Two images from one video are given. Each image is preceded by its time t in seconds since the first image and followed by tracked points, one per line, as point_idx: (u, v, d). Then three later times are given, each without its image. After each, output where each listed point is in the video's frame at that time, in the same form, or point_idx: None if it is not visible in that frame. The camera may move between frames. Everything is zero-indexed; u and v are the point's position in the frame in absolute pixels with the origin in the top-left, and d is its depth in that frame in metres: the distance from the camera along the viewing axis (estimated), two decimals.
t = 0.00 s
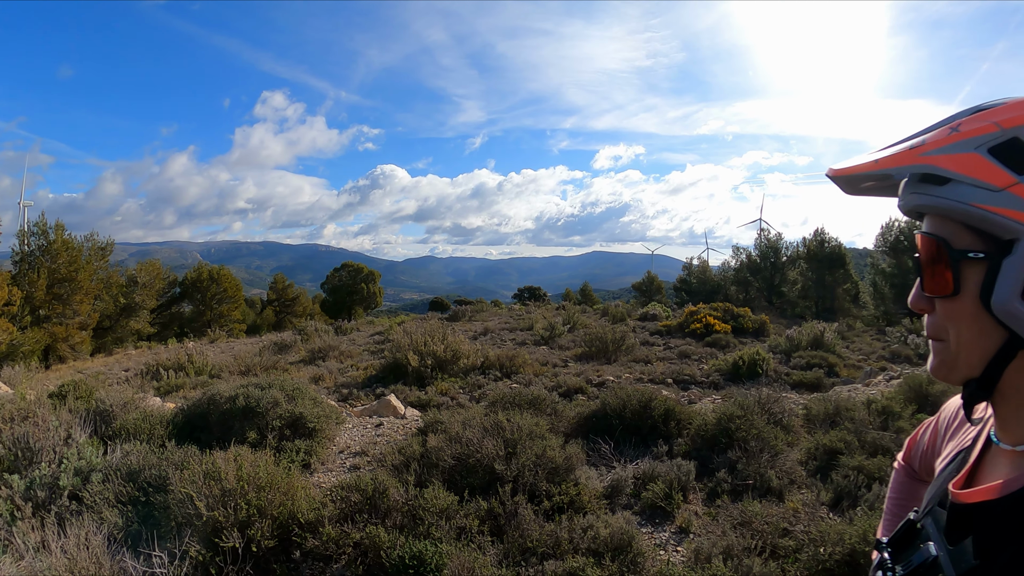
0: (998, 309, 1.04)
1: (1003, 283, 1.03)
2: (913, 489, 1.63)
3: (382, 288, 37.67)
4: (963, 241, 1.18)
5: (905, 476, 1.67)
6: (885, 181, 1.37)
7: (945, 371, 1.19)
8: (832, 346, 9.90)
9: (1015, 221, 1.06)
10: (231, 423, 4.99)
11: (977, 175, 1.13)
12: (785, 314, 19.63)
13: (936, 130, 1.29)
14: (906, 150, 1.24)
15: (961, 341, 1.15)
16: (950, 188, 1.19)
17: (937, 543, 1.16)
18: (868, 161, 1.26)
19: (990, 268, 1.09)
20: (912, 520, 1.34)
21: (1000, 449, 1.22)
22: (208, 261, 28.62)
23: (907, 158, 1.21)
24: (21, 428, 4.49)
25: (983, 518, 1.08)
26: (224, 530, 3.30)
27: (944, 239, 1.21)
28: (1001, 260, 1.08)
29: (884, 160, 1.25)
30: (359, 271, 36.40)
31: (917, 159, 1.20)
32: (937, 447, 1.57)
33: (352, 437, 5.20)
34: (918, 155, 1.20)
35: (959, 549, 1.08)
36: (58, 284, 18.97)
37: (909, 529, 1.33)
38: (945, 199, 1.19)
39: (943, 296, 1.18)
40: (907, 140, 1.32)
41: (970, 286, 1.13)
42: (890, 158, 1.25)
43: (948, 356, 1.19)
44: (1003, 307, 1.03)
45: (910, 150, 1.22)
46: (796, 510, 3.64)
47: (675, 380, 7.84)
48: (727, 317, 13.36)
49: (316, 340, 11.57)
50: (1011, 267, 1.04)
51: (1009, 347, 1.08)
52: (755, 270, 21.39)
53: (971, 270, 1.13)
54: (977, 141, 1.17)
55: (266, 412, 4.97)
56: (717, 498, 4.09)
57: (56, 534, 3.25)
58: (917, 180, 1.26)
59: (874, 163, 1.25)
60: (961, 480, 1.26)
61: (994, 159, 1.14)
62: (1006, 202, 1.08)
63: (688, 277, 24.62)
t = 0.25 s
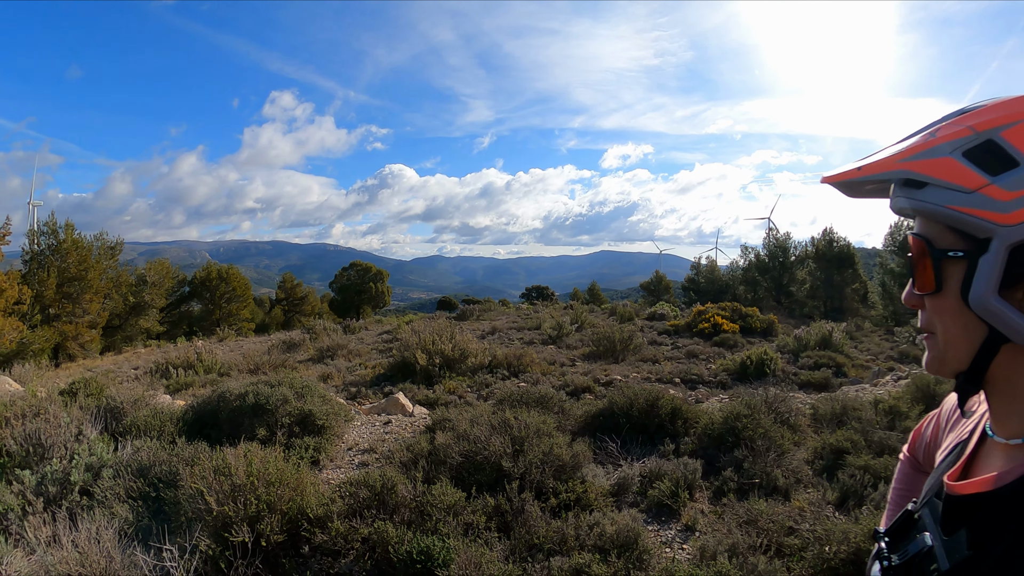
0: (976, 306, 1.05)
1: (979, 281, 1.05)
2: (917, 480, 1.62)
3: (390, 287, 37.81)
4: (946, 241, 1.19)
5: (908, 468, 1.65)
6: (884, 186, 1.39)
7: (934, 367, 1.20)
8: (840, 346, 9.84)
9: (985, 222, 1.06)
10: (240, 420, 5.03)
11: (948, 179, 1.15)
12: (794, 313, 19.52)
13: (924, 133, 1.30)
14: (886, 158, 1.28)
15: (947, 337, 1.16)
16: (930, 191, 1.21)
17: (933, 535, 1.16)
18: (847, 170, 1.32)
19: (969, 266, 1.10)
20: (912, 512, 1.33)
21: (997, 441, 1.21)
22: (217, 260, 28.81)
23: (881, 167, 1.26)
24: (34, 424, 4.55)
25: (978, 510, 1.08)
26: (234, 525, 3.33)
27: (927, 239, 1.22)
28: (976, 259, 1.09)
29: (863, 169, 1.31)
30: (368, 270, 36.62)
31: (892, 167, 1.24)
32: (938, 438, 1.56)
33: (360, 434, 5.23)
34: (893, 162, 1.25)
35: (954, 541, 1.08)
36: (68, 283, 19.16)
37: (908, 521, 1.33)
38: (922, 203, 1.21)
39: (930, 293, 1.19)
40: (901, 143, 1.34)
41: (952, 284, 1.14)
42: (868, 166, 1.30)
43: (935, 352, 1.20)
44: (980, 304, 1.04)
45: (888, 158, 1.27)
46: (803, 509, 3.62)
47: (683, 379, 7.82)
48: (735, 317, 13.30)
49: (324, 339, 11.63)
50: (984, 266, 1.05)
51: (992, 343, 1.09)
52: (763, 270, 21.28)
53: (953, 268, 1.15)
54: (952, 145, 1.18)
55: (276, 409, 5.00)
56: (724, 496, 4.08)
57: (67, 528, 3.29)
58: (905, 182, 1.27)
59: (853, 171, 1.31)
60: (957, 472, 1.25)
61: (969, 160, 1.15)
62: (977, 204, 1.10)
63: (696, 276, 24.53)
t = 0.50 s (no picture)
0: (971, 304, 1.05)
1: (973, 279, 1.04)
2: (919, 478, 1.60)
3: (397, 286, 37.92)
4: (940, 238, 1.18)
5: (911, 465, 1.64)
6: (882, 182, 1.37)
7: (931, 366, 1.19)
8: (848, 346, 9.78)
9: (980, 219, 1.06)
10: (248, 417, 5.06)
11: (941, 176, 1.14)
12: (802, 313, 19.43)
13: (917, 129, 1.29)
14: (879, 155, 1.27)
15: (943, 335, 1.15)
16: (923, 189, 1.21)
17: (930, 533, 1.16)
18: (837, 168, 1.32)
19: (964, 263, 1.10)
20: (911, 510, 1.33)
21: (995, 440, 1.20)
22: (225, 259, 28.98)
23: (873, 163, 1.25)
24: (43, 420, 4.59)
25: (972, 509, 1.08)
26: (240, 521, 3.34)
27: (921, 236, 1.21)
28: (970, 257, 1.08)
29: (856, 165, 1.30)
30: (375, 269, 36.78)
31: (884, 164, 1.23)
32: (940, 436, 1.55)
33: (366, 432, 5.25)
34: (885, 159, 1.24)
35: (950, 540, 1.08)
36: (77, 281, 19.34)
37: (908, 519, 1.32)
38: (916, 200, 1.20)
39: (925, 291, 1.19)
40: (895, 140, 1.33)
41: (947, 282, 1.14)
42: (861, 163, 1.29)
43: (932, 352, 1.19)
44: (975, 302, 1.04)
45: (879, 155, 1.26)
46: (807, 508, 3.61)
47: (689, 379, 7.80)
48: (742, 316, 13.24)
49: (331, 337, 11.68)
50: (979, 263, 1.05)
51: (989, 340, 1.08)
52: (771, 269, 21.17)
53: (948, 266, 1.14)
54: (946, 140, 1.16)
55: (282, 406, 5.03)
56: (729, 495, 4.06)
57: (74, 523, 3.32)
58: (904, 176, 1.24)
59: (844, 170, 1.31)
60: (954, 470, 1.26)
61: (962, 156, 1.14)
62: (972, 202, 1.09)
63: (704, 276, 24.46)
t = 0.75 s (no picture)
0: (970, 304, 1.05)
1: (971, 278, 1.04)
2: (920, 477, 1.60)
3: (403, 285, 38.00)
4: (938, 238, 1.18)
5: (911, 464, 1.64)
6: (879, 181, 1.36)
7: (930, 366, 1.20)
8: (855, 346, 9.73)
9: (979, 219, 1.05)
10: (254, 414, 5.09)
11: (940, 175, 1.12)
12: (809, 312, 19.34)
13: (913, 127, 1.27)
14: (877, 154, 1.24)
15: (942, 334, 1.15)
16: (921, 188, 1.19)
17: (924, 530, 1.16)
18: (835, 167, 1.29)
19: (962, 263, 1.10)
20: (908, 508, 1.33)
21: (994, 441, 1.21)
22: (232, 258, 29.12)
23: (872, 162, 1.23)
24: (52, 417, 4.63)
25: (967, 508, 1.08)
26: (246, 517, 3.36)
27: (919, 236, 1.20)
28: (969, 257, 1.08)
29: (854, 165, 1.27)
30: (382, 268, 36.89)
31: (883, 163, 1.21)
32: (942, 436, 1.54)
33: (372, 430, 5.26)
34: (883, 158, 1.22)
35: (942, 537, 1.09)
36: (85, 280, 19.49)
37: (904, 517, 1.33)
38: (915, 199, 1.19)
39: (923, 291, 1.19)
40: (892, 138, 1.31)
41: (945, 281, 1.14)
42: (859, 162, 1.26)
43: (931, 351, 1.19)
44: (973, 301, 1.04)
45: (877, 153, 1.24)
46: (812, 508, 3.60)
47: (695, 378, 7.78)
48: (749, 315, 13.18)
49: (338, 336, 11.72)
50: (977, 263, 1.05)
51: (987, 340, 1.08)
52: (778, 268, 21.05)
53: (946, 265, 1.14)
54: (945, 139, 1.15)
55: (289, 404, 5.06)
56: (734, 495, 4.06)
57: (82, 519, 3.35)
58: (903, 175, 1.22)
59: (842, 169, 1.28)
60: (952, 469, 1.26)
61: (961, 155, 1.13)
62: (971, 201, 1.08)
63: (711, 275, 24.38)
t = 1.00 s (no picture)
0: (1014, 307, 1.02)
1: (1016, 281, 1.01)
2: (921, 479, 1.58)
3: (409, 284, 38.07)
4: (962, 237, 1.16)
5: (915, 466, 1.62)
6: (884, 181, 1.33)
7: (952, 369, 1.16)
8: (861, 346, 9.68)
9: None
10: (261, 413, 5.11)
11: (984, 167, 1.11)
12: (815, 312, 19.26)
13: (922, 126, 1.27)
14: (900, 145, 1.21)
15: (968, 339, 1.12)
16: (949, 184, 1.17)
17: (923, 531, 1.16)
18: (861, 156, 1.20)
19: (999, 265, 1.07)
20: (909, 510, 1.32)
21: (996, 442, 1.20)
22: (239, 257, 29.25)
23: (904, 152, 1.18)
24: (60, 415, 4.67)
25: (965, 510, 1.08)
26: (252, 515, 3.37)
27: (945, 237, 1.19)
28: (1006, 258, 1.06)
29: (879, 154, 1.20)
30: (388, 267, 36.96)
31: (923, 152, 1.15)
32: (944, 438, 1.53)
33: (378, 428, 5.28)
34: (918, 148, 1.17)
35: (942, 538, 1.09)
36: (92, 279, 19.63)
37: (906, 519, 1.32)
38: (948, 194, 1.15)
39: (944, 295, 1.16)
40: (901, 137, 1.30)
41: (974, 284, 1.11)
42: (886, 152, 1.20)
43: (953, 356, 1.16)
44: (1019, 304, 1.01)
45: (908, 144, 1.19)
46: (818, 509, 3.59)
47: (701, 378, 7.76)
48: (755, 315, 13.14)
49: (344, 335, 11.75)
50: None
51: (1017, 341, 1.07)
52: (785, 268, 20.95)
53: (974, 267, 1.12)
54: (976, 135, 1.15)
55: (295, 403, 5.08)
56: (739, 495, 4.04)
57: (89, 517, 3.37)
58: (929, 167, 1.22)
59: (869, 159, 1.20)
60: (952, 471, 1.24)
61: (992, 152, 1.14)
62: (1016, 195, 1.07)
63: (717, 275, 24.31)
